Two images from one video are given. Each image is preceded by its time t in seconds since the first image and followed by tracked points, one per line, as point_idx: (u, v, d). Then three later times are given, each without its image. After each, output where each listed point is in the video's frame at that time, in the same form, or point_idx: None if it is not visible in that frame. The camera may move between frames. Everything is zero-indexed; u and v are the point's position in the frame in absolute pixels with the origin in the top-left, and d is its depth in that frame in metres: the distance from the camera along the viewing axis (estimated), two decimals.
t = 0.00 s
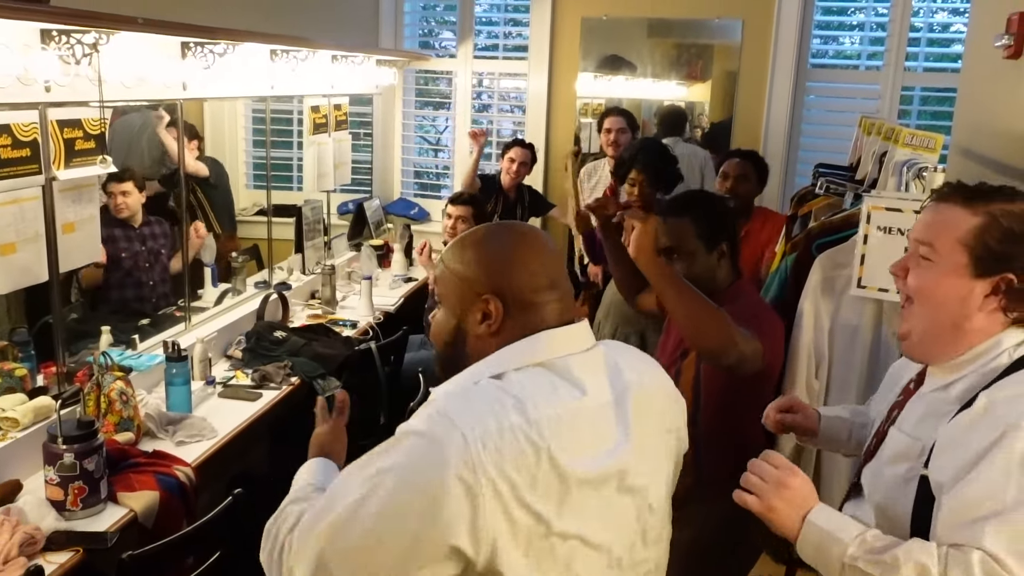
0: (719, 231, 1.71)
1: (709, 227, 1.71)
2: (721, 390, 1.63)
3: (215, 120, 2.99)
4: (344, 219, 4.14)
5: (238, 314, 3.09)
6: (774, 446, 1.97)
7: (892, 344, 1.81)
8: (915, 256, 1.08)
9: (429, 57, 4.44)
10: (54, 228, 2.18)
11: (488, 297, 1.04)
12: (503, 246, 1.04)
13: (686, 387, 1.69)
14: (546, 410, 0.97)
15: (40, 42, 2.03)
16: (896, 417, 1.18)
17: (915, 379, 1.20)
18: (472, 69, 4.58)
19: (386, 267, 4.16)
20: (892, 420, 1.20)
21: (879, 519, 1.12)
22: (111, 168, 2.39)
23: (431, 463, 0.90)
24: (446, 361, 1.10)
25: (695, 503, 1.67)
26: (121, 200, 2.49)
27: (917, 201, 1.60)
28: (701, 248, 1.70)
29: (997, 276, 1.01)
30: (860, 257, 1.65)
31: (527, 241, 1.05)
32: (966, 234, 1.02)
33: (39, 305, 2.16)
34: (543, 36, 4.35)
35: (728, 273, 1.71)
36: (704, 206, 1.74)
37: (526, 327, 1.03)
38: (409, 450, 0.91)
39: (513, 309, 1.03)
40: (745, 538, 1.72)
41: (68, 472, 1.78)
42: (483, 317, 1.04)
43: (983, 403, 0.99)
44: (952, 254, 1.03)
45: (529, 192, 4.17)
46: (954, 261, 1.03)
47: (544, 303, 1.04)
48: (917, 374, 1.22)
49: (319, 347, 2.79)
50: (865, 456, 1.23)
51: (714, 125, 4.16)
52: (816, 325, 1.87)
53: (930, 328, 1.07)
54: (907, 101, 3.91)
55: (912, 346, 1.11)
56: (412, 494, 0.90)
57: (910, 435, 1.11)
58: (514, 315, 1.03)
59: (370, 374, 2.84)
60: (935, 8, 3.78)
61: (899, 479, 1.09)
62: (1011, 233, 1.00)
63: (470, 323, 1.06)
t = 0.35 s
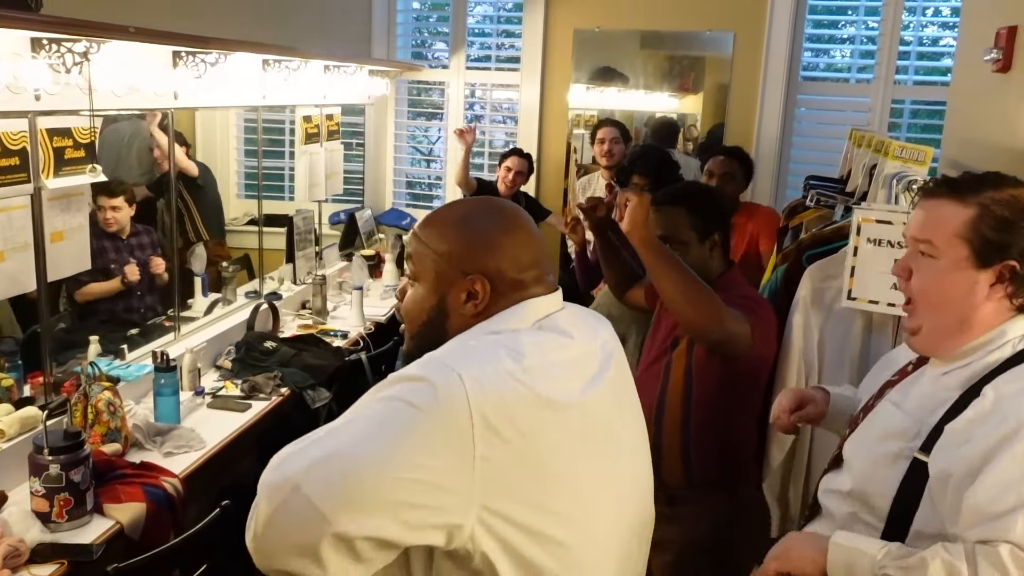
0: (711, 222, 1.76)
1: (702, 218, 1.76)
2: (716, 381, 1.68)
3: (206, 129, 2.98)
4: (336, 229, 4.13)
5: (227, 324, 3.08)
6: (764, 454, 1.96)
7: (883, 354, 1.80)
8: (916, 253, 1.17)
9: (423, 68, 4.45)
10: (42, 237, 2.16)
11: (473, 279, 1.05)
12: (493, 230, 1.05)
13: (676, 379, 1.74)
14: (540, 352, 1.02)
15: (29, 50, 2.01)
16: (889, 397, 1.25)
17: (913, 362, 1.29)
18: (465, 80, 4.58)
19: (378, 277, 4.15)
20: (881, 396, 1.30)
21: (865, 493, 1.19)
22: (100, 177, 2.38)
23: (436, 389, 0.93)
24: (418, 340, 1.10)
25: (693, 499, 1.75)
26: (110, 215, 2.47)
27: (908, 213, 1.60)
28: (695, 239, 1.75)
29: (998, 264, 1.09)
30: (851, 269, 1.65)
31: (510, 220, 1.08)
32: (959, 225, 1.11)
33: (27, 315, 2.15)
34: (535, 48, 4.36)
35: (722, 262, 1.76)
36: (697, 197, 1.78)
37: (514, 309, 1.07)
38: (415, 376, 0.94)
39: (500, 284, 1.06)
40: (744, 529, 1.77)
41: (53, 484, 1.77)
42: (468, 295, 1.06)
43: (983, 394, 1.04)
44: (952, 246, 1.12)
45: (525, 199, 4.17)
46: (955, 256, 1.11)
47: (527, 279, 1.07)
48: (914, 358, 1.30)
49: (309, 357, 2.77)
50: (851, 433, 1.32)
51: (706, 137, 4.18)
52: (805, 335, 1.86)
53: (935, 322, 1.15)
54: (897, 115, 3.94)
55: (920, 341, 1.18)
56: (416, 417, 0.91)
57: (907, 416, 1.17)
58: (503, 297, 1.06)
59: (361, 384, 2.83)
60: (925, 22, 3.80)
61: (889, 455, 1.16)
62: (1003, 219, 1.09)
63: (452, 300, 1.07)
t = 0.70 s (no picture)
0: (689, 226, 1.80)
1: (683, 223, 1.80)
2: (704, 388, 1.71)
3: (198, 138, 2.98)
4: (329, 238, 4.13)
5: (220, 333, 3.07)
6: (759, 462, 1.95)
7: (876, 360, 1.81)
8: (930, 264, 1.22)
9: (415, 77, 4.46)
10: (34, 247, 2.16)
11: (463, 282, 1.12)
12: (477, 230, 1.12)
13: (664, 386, 1.78)
14: (543, 400, 1.09)
15: (22, 61, 2.01)
16: (904, 405, 1.31)
17: (925, 376, 1.34)
18: (457, 89, 4.59)
19: (371, 285, 4.15)
20: (893, 408, 1.34)
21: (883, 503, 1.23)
22: (92, 187, 2.38)
23: (453, 456, 0.98)
24: (403, 337, 1.17)
25: (686, 503, 1.78)
26: (104, 227, 2.49)
27: (898, 220, 1.61)
28: (675, 243, 1.78)
29: (1010, 279, 1.14)
30: (842, 276, 1.65)
31: (499, 226, 1.14)
32: (974, 237, 1.16)
33: (18, 326, 2.14)
34: (527, 57, 4.37)
35: (703, 267, 1.80)
36: (678, 203, 1.83)
37: (497, 308, 1.14)
38: (426, 436, 0.99)
39: (487, 290, 1.13)
40: (742, 533, 1.79)
41: (44, 494, 1.76)
42: (456, 298, 1.13)
43: (1005, 404, 1.09)
44: (965, 258, 1.17)
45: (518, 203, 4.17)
46: (967, 268, 1.17)
47: (511, 286, 1.14)
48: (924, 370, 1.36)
49: (302, 366, 2.77)
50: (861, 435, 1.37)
51: (698, 144, 4.19)
52: (798, 342, 1.86)
53: (948, 334, 1.20)
54: (888, 122, 3.96)
55: (932, 353, 1.23)
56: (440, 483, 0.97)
57: (930, 425, 1.22)
58: (489, 296, 1.13)
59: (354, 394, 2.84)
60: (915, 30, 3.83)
61: (910, 466, 1.21)
62: (1020, 233, 1.14)
63: (440, 301, 1.13)
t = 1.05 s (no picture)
0: (725, 239, 1.90)
1: (721, 236, 1.89)
2: (712, 400, 1.80)
3: (207, 134, 3.00)
4: (336, 235, 4.14)
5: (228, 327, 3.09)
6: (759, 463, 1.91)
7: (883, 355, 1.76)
8: (913, 245, 1.18)
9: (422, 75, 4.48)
10: (45, 239, 2.18)
11: (471, 303, 1.14)
12: (480, 256, 1.14)
13: (675, 396, 1.86)
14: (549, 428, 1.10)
15: (31, 53, 2.02)
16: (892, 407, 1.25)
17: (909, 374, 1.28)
18: (464, 87, 4.61)
19: (379, 282, 4.17)
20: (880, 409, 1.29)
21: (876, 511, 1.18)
22: (102, 179, 2.39)
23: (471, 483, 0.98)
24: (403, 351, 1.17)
25: (681, 514, 1.86)
26: (110, 209, 2.48)
27: (907, 208, 1.62)
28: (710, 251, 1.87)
29: (990, 271, 1.10)
30: (850, 264, 1.65)
31: (510, 254, 1.17)
32: (963, 224, 1.12)
33: (29, 318, 2.16)
34: (533, 54, 4.38)
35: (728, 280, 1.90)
36: (716, 215, 1.93)
37: (504, 331, 1.16)
38: (443, 468, 0.99)
39: (493, 312, 1.15)
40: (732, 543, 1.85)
41: (55, 482, 1.78)
42: (463, 316, 1.14)
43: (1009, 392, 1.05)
44: (947, 243, 1.13)
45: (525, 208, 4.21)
46: (949, 252, 1.13)
47: (516, 309, 1.17)
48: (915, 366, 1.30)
49: (309, 359, 2.79)
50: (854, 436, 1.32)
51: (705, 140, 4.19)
52: (803, 334, 1.80)
53: (921, 320, 1.17)
54: (895, 118, 3.94)
55: (902, 337, 1.20)
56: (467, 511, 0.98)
57: (921, 431, 1.15)
58: (494, 316, 1.15)
59: (363, 389, 2.89)
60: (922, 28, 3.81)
61: (909, 477, 1.14)
62: (1008, 226, 1.09)
63: (448, 319, 1.15)
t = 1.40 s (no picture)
0: (749, 209, 1.87)
1: (743, 204, 1.87)
2: (716, 363, 1.79)
3: (215, 132, 3.01)
4: (342, 237, 4.15)
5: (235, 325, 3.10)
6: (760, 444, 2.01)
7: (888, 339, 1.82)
8: (958, 223, 1.28)
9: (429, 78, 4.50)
10: (54, 233, 2.19)
11: (453, 239, 1.26)
12: (467, 193, 1.27)
13: (677, 362, 1.85)
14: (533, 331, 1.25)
15: (44, 47, 2.04)
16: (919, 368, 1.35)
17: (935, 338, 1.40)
18: (471, 90, 4.63)
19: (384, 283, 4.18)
20: (905, 368, 1.40)
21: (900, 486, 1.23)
22: (111, 174, 2.41)
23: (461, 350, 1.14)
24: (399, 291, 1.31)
25: (674, 482, 1.86)
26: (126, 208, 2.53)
27: (908, 204, 1.62)
28: (732, 217, 1.84)
29: None
30: (853, 260, 1.65)
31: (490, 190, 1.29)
32: (1003, 197, 1.23)
33: (38, 313, 2.17)
34: (540, 59, 4.39)
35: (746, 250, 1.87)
36: (740, 184, 1.89)
37: (489, 263, 1.29)
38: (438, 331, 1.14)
39: (476, 247, 1.28)
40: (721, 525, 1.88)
41: (63, 473, 1.78)
42: (447, 253, 1.27)
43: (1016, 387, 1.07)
44: (991, 218, 1.24)
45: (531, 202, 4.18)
46: (992, 227, 1.24)
47: (496, 243, 1.29)
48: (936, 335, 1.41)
49: (316, 358, 2.83)
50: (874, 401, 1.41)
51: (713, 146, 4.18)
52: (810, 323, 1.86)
53: (970, 296, 1.26)
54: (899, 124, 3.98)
55: (950, 314, 1.29)
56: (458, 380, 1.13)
57: (952, 392, 1.24)
58: (477, 253, 1.28)
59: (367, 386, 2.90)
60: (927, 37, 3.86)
61: (934, 434, 1.23)
62: None
63: (434, 258, 1.27)
